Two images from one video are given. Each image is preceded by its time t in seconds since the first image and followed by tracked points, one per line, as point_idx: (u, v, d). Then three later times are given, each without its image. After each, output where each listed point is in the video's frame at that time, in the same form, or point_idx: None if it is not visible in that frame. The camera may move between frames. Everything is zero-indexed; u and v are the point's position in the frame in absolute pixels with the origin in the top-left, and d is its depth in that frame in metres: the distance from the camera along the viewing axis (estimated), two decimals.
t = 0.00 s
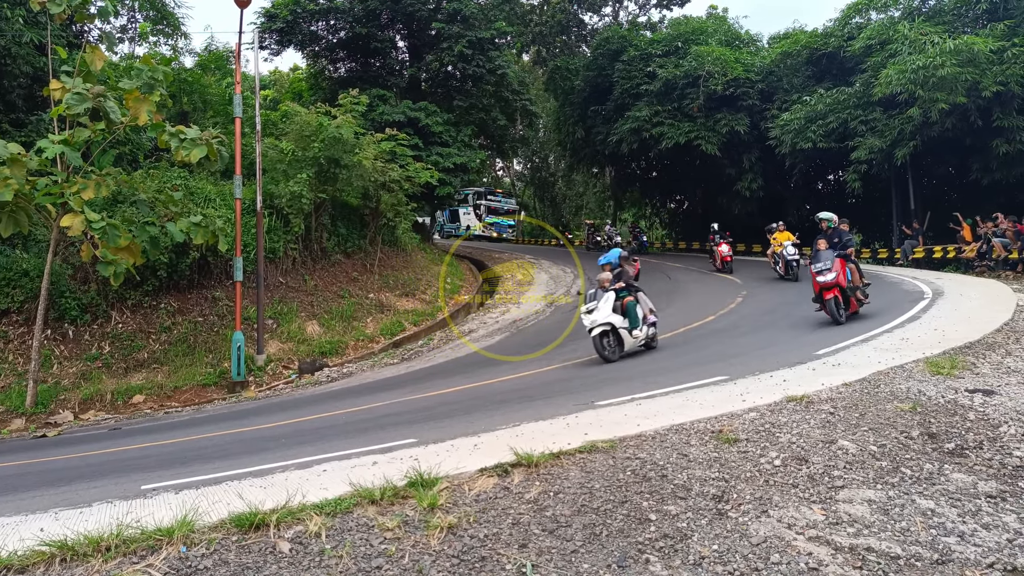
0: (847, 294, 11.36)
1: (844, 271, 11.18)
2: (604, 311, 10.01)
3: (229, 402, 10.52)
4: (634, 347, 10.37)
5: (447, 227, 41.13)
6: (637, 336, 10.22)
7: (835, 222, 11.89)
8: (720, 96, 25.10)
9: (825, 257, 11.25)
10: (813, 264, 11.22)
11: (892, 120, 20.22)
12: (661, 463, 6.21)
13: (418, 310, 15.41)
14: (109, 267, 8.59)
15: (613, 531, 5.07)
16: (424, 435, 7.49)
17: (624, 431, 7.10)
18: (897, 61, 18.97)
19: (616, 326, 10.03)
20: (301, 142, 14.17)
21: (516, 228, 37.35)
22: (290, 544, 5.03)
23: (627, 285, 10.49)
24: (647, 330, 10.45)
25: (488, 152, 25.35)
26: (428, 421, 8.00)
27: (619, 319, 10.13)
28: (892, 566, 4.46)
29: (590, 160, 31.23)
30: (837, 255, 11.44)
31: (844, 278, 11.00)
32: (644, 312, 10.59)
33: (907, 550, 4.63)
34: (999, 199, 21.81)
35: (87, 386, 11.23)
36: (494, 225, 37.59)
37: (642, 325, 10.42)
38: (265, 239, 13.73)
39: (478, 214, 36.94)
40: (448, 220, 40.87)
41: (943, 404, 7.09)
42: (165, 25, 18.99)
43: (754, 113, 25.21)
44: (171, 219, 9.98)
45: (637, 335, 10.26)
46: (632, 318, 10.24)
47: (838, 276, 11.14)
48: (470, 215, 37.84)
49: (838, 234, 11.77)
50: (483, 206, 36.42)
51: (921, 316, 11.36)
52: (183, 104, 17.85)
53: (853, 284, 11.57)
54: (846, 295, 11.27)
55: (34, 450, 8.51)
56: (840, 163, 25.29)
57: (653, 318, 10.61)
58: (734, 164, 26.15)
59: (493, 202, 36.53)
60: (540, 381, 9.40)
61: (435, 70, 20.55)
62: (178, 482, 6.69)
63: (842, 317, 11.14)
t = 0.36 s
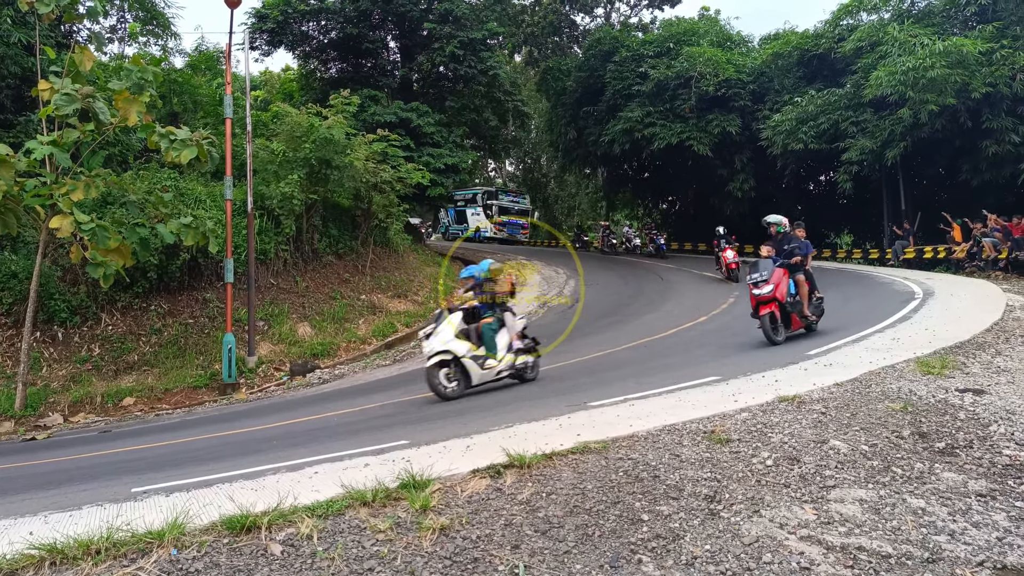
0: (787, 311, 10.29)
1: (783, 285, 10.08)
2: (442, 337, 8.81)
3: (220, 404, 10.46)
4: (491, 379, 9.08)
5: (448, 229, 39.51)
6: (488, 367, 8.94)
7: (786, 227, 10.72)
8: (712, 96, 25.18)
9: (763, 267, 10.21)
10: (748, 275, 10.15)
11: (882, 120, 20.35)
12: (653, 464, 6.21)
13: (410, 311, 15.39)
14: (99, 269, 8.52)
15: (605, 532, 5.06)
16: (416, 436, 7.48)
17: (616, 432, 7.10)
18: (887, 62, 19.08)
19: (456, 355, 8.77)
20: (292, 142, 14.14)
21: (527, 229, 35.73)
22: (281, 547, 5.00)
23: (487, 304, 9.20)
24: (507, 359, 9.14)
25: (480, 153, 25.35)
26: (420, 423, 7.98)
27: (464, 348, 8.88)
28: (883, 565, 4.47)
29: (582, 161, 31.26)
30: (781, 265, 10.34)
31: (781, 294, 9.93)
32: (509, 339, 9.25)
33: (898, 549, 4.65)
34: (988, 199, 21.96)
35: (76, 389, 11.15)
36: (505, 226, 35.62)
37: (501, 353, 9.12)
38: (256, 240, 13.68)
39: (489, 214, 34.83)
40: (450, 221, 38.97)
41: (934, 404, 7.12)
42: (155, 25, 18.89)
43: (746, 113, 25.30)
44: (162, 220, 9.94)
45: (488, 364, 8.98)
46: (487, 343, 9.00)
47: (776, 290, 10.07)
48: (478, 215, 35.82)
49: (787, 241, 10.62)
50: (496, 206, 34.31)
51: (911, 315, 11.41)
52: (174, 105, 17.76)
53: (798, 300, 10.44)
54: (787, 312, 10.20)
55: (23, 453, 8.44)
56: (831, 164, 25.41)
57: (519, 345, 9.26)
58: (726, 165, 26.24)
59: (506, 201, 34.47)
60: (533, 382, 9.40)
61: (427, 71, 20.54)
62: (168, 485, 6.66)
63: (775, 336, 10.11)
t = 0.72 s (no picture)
0: (683, 330, 9.23)
1: (676, 301, 9.07)
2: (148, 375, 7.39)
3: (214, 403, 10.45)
4: (211, 429, 7.59)
5: (464, 226, 39.25)
6: (211, 412, 7.54)
7: (697, 231, 9.65)
8: (706, 94, 25.19)
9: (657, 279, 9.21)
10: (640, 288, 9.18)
11: (875, 118, 20.42)
12: (647, 461, 6.22)
13: (404, 310, 15.39)
14: (91, 268, 8.47)
15: (599, 530, 5.06)
16: (410, 434, 7.47)
17: (611, 430, 7.10)
18: (880, 60, 19.12)
19: (159, 398, 7.36)
20: (285, 140, 14.08)
21: (545, 229, 34.75)
22: (275, 546, 4.99)
23: (230, 330, 7.73)
24: (240, 404, 7.64)
25: (475, 151, 25.33)
26: (414, 421, 7.99)
27: (181, 386, 7.51)
28: (875, 561, 4.48)
29: (577, 159, 31.26)
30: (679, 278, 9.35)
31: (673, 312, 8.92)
32: (248, 379, 7.76)
33: (890, 545, 4.66)
34: (980, 196, 22.05)
35: (70, 388, 11.08)
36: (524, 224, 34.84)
37: (230, 398, 7.65)
38: (249, 239, 13.64)
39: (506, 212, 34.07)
40: (466, 219, 38.69)
41: (927, 401, 7.14)
42: (148, 23, 18.79)
43: (740, 111, 25.33)
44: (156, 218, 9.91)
45: (210, 411, 7.53)
46: (215, 385, 7.65)
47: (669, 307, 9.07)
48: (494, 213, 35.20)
49: (694, 247, 9.58)
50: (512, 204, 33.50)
51: (904, 313, 11.44)
52: (167, 102, 17.67)
53: (699, 319, 9.37)
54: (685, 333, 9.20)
55: (17, 453, 8.42)
56: (825, 161, 25.48)
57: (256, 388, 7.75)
58: (720, 163, 26.29)
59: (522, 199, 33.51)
60: (528, 380, 9.42)
61: (421, 68, 20.50)
62: (162, 485, 6.64)
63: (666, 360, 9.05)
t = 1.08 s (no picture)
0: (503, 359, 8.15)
1: (492, 325, 7.99)
2: None
3: (193, 404, 10.36)
4: None
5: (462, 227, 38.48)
6: None
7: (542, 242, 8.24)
8: (687, 94, 25.35)
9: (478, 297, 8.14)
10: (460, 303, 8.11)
11: (853, 119, 20.67)
12: (628, 460, 6.24)
13: (386, 310, 15.35)
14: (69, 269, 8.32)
15: (581, 528, 5.08)
16: (392, 435, 7.45)
17: (592, 428, 7.12)
18: (858, 62, 19.34)
19: None
20: (266, 139, 13.96)
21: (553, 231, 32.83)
22: (255, 548, 4.96)
23: None
24: None
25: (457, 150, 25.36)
26: (396, 421, 7.96)
27: None
28: (853, 557, 4.53)
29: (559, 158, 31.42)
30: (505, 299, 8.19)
31: (484, 337, 7.87)
32: None
33: (868, 541, 4.71)
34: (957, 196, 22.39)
35: (48, 390, 10.92)
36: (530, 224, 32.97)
37: None
38: (229, 239, 13.52)
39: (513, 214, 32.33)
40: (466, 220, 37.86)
41: (904, 398, 7.23)
42: (126, 20, 18.51)
43: (721, 111, 25.51)
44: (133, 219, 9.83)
45: None
46: None
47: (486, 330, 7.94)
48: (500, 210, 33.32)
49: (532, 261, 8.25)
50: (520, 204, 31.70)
51: (882, 311, 11.57)
52: (145, 101, 17.49)
53: (525, 346, 8.28)
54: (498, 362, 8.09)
55: None
56: (804, 162, 25.78)
57: None
58: (701, 162, 26.50)
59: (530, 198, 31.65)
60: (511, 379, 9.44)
61: (402, 67, 20.45)
62: (141, 487, 6.57)
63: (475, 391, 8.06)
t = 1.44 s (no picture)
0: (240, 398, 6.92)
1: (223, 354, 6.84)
2: None
3: (163, 404, 10.23)
4: None
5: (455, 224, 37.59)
6: None
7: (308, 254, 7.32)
8: (660, 94, 25.57)
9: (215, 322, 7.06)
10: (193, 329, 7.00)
11: (823, 119, 21.03)
12: (601, 456, 6.27)
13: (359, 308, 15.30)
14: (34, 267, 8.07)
15: (553, 524, 5.10)
16: (366, 433, 7.43)
17: (566, 425, 7.16)
18: (828, 64, 19.64)
19: None
20: (237, 135, 13.83)
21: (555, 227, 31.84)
22: (226, 547, 4.91)
23: None
24: None
25: (431, 147, 25.34)
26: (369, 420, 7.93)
27: None
28: (822, 551, 4.60)
29: (534, 156, 31.63)
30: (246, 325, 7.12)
31: (207, 368, 6.68)
32: None
33: (836, 535, 4.79)
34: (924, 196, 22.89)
35: (12, 390, 10.69)
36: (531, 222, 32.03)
37: None
38: (200, 236, 13.35)
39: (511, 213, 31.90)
40: (458, 217, 36.93)
41: (870, 394, 7.35)
42: (94, 13, 18.05)
43: (693, 110, 25.74)
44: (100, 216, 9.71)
45: None
46: None
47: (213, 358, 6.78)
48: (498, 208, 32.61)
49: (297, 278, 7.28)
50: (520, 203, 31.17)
51: (850, 308, 11.78)
52: (114, 96, 17.17)
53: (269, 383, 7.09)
54: (229, 400, 6.84)
55: None
56: (774, 161, 26.22)
57: None
58: (673, 161, 26.74)
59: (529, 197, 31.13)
60: (485, 377, 9.45)
61: (376, 64, 20.38)
62: (109, 487, 6.46)
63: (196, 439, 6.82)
